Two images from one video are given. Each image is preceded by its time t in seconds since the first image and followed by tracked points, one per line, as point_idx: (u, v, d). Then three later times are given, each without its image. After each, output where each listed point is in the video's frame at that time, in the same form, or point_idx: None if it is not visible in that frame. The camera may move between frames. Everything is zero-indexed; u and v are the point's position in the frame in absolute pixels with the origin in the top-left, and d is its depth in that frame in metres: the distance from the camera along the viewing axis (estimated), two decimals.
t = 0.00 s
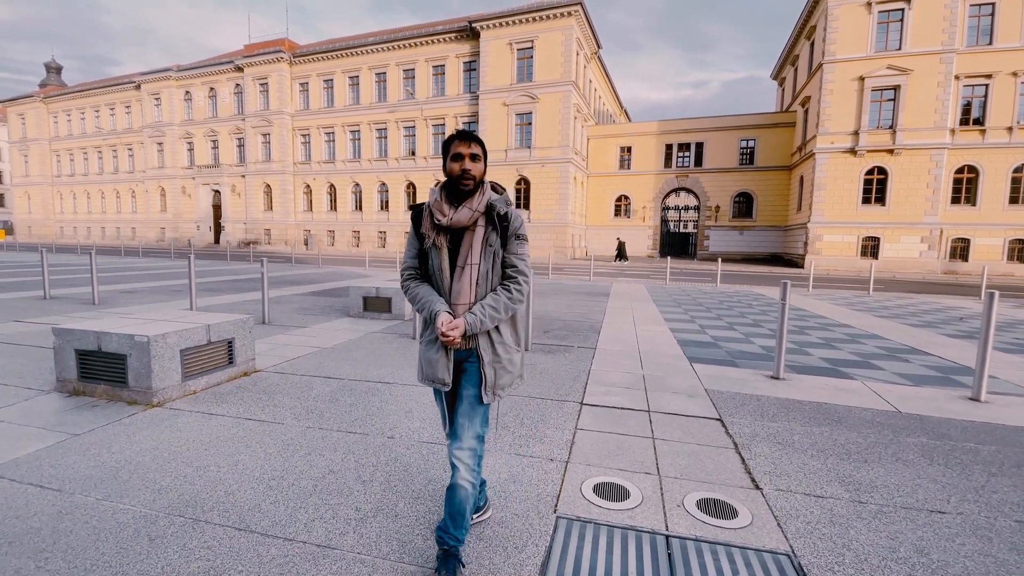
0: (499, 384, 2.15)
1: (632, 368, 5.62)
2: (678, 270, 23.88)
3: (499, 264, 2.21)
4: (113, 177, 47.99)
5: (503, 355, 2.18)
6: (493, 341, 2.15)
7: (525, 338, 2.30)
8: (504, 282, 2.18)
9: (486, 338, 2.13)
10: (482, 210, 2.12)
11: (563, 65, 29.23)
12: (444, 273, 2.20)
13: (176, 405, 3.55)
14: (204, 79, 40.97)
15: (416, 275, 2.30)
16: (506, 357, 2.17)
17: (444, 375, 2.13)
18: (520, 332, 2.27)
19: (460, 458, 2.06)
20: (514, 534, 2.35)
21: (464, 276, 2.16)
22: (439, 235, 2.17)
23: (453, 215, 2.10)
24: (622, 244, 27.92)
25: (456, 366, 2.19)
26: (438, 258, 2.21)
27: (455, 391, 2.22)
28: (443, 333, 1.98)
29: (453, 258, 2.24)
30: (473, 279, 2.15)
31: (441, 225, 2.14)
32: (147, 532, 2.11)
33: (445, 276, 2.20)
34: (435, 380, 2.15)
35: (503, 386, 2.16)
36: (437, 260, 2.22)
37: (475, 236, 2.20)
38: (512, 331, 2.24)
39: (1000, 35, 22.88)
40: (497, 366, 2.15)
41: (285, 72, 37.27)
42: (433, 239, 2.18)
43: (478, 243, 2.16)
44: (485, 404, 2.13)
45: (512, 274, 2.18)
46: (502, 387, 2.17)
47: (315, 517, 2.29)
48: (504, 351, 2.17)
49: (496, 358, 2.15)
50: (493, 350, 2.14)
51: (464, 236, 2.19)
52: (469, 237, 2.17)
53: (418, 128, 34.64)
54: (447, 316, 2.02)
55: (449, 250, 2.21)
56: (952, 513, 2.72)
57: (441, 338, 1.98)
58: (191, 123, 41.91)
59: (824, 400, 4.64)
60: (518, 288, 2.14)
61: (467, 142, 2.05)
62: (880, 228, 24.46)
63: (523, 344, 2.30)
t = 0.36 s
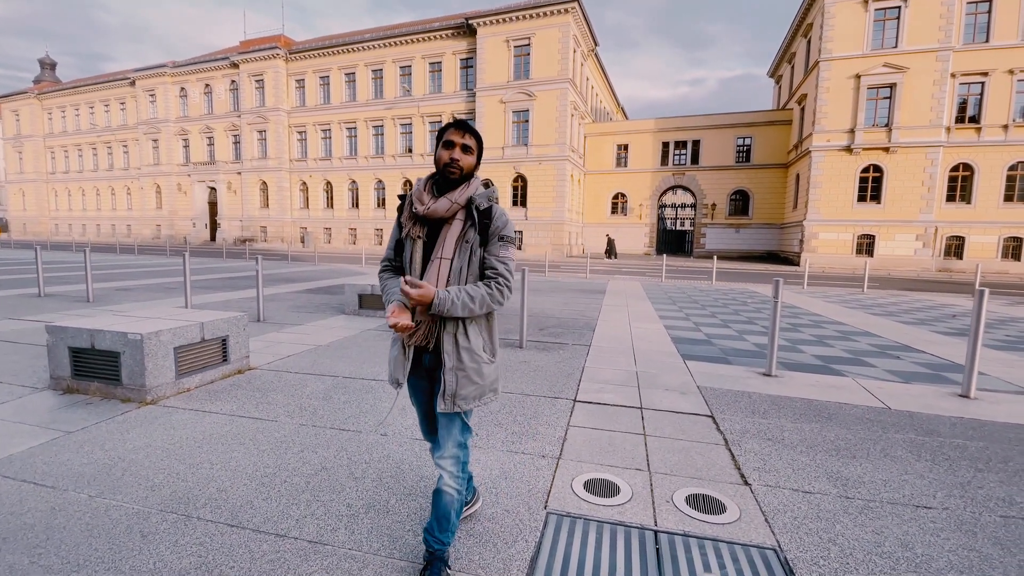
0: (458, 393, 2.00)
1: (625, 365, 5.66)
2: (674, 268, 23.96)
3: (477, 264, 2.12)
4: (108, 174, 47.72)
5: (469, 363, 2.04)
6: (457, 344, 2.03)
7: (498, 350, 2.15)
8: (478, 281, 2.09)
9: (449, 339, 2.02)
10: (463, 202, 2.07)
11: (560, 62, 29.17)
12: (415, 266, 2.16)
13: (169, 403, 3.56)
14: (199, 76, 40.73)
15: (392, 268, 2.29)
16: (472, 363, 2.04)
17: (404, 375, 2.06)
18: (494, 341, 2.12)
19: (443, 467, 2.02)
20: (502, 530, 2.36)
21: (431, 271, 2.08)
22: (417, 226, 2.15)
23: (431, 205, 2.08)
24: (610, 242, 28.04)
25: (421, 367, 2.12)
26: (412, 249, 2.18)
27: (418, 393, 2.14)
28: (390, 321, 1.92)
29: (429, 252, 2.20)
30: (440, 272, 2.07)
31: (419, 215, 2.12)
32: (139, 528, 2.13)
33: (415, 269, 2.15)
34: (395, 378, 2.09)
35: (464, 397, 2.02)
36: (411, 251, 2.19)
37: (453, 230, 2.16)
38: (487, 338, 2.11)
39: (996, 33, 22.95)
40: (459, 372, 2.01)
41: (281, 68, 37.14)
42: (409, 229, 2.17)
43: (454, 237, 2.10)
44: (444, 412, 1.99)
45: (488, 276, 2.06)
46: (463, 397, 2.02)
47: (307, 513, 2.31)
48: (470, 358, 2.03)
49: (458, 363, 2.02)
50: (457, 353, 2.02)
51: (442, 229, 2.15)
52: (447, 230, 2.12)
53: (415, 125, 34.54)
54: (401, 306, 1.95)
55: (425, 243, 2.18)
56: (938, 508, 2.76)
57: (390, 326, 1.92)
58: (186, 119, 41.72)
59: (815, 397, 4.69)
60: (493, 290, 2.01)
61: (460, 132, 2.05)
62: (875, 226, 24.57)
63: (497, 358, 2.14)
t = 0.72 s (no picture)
0: (437, 393, 2.02)
1: (616, 358, 5.72)
2: (669, 262, 24.04)
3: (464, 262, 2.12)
4: (98, 166, 47.04)
5: (449, 361, 2.05)
6: (439, 342, 2.04)
7: (481, 349, 2.15)
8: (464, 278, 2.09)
9: (431, 337, 2.04)
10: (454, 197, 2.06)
11: (556, 55, 29.02)
12: (402, 259, 2.16)
13: (160, 395, 3.57)
14: (190, 66, 40.14)
15: (380, 259, 2.28)
16: (454, 361, 2.05)
17: (387, 370, 2.09)
18: (476, 340, 2.13)
19: (433, 460, 2.04)
20: (491, 518, 2.41)
21: (417, 265, 2.07)
22: (406, 217, 2.13)
23: (421, 196, 2.07)
24: (598, 236, 28.24)
25: (403, 365, 2.12)
26: (400, 241, 2.18)
27: (400, 389, 2.15)
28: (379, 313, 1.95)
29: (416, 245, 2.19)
30: (425, 268, 2.06)
31: (410, 206, 2.09)
32: (130, 519, 2.15)
33: (402, 262, 2.15)
34: (380, 373, 2.11)
35: (443, 395, 2.04)
36: (399, 243, 2.19)
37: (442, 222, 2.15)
38: (469, 338, 2.11)
39: (987, 30, 23.10)
40: (441, 370, 2.03)
41: (273, 59, 36.69)
42: (398, 219, 2.15)
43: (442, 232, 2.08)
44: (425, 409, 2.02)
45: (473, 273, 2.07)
46: (441, 396, 2.04)
47: (298, 503, 2.35)
48: (450, 357, 2.05)
49: (439, 361, 2.04)
50: (438, 350, 2.04)
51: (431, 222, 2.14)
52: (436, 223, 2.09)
53: (409, 118, 34.27)
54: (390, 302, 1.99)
55: (412, 234, 2.16)
56: (917, 497, 2.83)
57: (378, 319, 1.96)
58: (177, 110, 41.15)
59: (802, 389, 4.76)
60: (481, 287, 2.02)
61: (456, 123, 2.04)
62: (868, 222, 24.75)
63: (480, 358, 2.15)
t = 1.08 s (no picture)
0: (438, 382, 2.06)
1: (603, 350, 5.81)
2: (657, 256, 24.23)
3: (461, 253, 2.20)
4: (78, 155, 45.84)
5: (448, 351, 2.09)
6: (439, 332, 2.08)
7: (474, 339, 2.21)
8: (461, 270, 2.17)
9: (431, 326, 2.08)
10: (455, 190, 2.12)
11: (546, 48, 28.88)
12: (400, 248, 2.16)
13: (146, 387, 3.56)
14: (173, 53, 39.20)
15: (372, 249, 2.27)
16: (453, 351, 2.09)
17: (385, 360, 2.09)
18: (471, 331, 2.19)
19: (424, 448, 2.09)
20: (479, 505, 2.47)
21: (420, 256, 2.11)
22: (403, 207, 2.16)
23: (422, 188, 2.09)
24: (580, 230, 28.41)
25: (402, 354, 2.13)
26: (397, 232, 2.18)
27: (396, 381, 2.16)
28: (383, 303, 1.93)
29: (412, 236, 2.22)
30: (428, 259, 2.11)
31: (408, 196, 2.13)
32: (118, 509, 2.16)
33: (401, 252, 2.16)
34: (377, 364, 2.10)
35: (442, 384, 2.07)
36: (396, 234, 2.19)
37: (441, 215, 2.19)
38: (465, 329, 2.16)
39: (969, 31, 23.51)
40: (440, 360, 2.07)
41: (259, 48, 36.04)
42: (395, 210, 2.16)
43: (443, 224, 2.14)
44: (424, 400, 2.04)
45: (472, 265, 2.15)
46: (441, 385, 2.07)
47: (286, 493, 2.37)
48: (450, 347, 2.08)
49: (440, 351, 2.07)
50: (439, 340, 2.07)
51: (430, 213, 2.18)
52: (436, 216, 2.15)
53: (398, 109, 33.91)
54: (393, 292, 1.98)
55: (410, 225, 2.18)
56: (890, 484, 2.95)
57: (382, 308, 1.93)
58: (160, 99, 40.23)
59: (783, 381, 4.88)
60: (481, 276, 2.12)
61: (458, 119, 2.09)
62: (852, 218, 25.18)
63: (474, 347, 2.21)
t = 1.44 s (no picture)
0: (442, 368, 2.13)
1: (585, 346, 5.90)
2: (637, 254, 24.58)
3: (456, 251, 2.24)
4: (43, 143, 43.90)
5: (451, 341, 2.17)
6: (441, 325, 2.14)
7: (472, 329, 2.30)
8: (458, 267, 2.21)
9: (433, 320, 2.14)
10: (445, 193, 2.15)
11: (530, 45, 28.84)
12: (400, 251, 2.20)
13: (124, 383, 3.48)
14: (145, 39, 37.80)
15: (372, 253, 2.30)
16: (454, 341, 2.17)
17: (389, 354, 2.13)
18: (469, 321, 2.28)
19: (416, 434, 2.13)
20: (462, 496, 2.52)
21: (419, 259, 2.17)
22: (398, 213, 2.20)
23: (414, 194, 2.12)
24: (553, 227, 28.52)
25: (407, 349, 2.20)
26: (395, 237, 2.23)
27: (401, 373, 2.23)
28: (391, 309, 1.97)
29: (410, 239, 2.26)
30: (427, 262, 2.18)
31: (402, 202, 2.16)
32: (98, 505, 2.13)
33: (400, 255, 2.21)
34: (382, 357, 2.14)
35: (446, 370, 2.15)
36: (394, 239, 2.23)
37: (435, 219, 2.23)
38: (463, 320, 2.25)
39: (940, 37, 24.37)
40: (444, 350, 2.14)
41: (236, 36, 35.00)
42: (391, 217, 2.20)
43: (436, 227, 2.18)
44: (429, 386, 2.11)
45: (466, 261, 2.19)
46: (444, 371, 2.15)
47: (270, 487, 2.37)
48: (451, 337, 2.16)
49: (442, 342, 2.14)
50: (441, 332, 2.14)
51: (424, 217, 2.22)
52: (429, 220, 2.19)
53: (379, 102, 33.39)
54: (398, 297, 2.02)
55: (406, 231, 2.22)
56: (856, 474, 3.10)
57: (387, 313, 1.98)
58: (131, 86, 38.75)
59: (757, 376, 5.06)
60: (474, 275, 2.14)
61: (441, 125, 2.09)
62: (824, 218, 25.97)
63: (472, 334, 2.30)
